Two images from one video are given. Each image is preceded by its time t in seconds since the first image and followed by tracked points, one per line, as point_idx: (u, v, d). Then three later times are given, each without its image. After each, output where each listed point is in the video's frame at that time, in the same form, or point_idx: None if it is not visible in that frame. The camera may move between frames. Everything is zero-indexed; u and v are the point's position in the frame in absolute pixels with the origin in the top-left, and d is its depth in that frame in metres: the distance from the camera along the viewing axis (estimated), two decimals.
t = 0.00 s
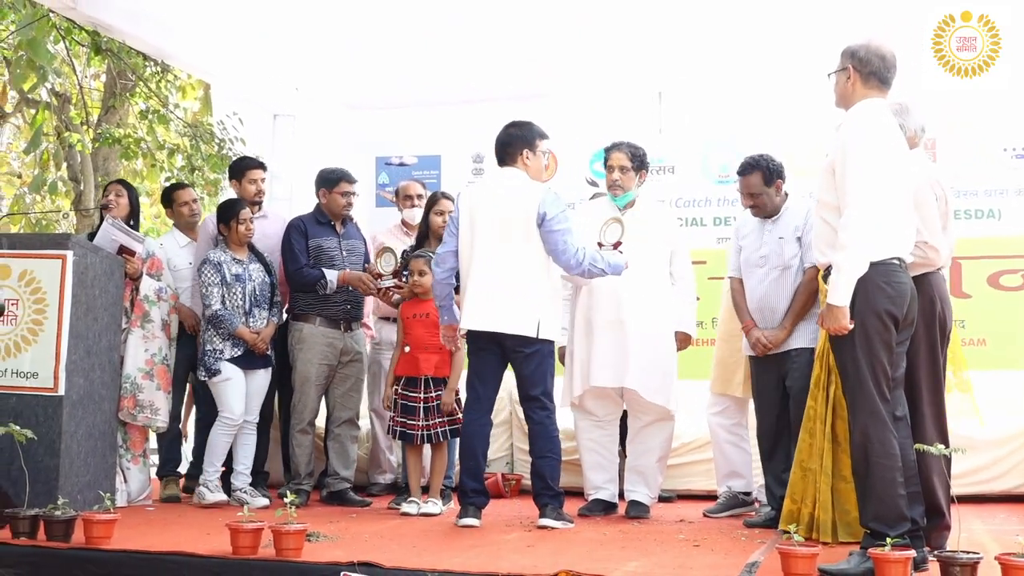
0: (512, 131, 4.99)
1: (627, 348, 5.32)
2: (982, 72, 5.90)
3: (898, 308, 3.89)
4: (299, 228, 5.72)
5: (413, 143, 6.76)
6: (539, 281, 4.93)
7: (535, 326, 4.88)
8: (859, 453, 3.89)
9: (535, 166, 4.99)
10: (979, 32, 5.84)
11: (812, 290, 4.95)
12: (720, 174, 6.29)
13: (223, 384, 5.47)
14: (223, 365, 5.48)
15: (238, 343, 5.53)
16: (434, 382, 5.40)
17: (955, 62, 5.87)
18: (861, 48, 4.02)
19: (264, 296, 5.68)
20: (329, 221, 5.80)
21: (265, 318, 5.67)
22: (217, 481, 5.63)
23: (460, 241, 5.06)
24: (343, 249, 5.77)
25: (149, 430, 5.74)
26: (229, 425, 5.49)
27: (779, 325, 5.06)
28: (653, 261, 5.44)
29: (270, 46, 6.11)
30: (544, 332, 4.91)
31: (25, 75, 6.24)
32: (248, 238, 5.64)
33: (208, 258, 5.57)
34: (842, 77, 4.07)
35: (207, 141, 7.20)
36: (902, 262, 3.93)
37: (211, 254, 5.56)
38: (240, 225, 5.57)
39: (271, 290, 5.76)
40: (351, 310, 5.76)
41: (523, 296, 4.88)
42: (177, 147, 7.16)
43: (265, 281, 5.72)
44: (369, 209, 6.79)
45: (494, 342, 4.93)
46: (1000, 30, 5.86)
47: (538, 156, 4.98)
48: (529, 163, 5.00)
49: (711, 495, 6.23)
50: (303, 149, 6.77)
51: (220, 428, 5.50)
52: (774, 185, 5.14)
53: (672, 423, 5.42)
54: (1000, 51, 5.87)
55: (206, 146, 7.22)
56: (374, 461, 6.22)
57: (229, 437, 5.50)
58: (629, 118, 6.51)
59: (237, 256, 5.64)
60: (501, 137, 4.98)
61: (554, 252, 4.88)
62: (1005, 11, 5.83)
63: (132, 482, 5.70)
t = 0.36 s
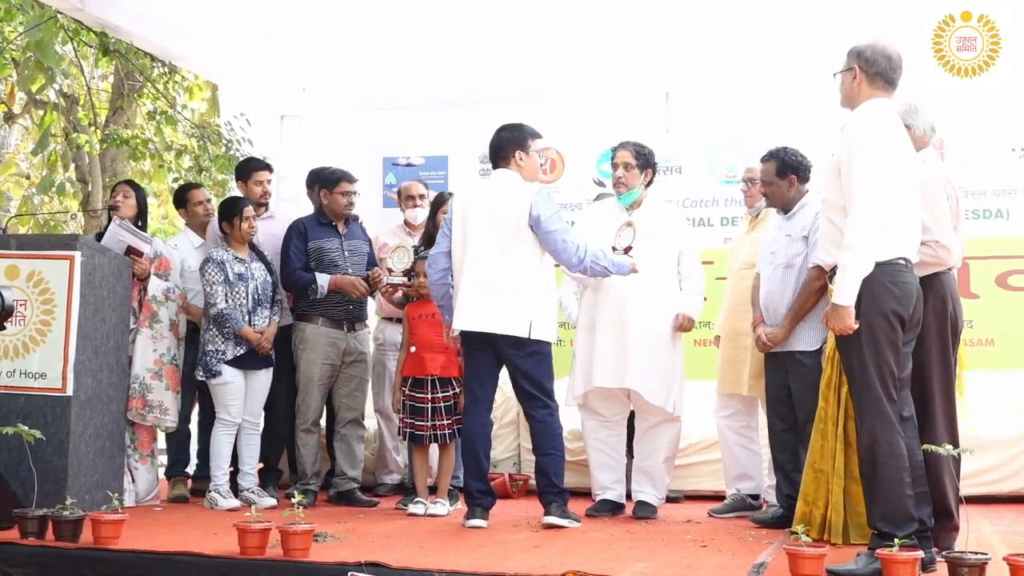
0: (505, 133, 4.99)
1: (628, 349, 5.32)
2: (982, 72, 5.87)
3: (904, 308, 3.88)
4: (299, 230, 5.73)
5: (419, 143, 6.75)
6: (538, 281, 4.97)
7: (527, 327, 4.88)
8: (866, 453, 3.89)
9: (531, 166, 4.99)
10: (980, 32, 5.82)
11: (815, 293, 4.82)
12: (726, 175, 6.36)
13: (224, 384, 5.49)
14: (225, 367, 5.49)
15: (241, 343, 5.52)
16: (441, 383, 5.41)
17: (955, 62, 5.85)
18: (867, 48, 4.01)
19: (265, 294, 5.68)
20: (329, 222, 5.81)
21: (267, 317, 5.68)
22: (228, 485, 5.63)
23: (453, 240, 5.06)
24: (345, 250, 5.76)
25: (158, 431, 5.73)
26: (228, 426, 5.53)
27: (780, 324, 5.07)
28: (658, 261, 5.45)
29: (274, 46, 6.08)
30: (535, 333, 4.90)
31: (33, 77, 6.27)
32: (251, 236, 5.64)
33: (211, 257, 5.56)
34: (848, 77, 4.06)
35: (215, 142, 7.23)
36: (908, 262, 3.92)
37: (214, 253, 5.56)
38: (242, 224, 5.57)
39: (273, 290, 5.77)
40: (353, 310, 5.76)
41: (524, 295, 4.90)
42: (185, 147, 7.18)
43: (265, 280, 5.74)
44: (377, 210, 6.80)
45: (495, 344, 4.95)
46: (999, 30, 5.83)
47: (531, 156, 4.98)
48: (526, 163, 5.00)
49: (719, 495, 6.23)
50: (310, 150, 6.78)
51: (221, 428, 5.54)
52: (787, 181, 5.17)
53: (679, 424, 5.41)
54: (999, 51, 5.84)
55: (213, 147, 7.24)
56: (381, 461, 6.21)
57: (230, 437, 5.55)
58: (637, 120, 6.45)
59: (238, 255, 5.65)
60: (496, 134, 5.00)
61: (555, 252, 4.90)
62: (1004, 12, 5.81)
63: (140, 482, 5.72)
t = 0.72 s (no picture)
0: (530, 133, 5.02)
1: (633, 349, 5.32)
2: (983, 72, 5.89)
3: (911, 308, 3.87)
4: (299, 232, 5.76)
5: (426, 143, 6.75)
6: (547, 281, 4.95)
7: (535, 327, 4.86)
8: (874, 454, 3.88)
9: (548, 167, 5.02)
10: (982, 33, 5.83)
11: (819, 292, 4.75)
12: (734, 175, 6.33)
13: (231, 385, 5.50)
14: (233, 368, 5.50)
15: (249, 343, 5.53)
16: (448, 383, 5.41)
17: (954, 62, 5.88)
18: (874, 47, 4.01)
19: (273, 293, 5.70)
20: (331, 221, 5.81)
21: (274, 317, 5.67)
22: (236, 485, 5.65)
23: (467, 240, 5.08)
24: (346, 250, 5.76)
25: (166, 431, 5.76)
26: (234, 426, 5.53)
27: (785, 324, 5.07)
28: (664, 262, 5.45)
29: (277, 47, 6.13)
30: (539, 331, 4.87)
31: (42, 78, 6.30)
32: (258, 236, 5.66)
33: (218, 257, 5.56)
34: (855, 77, 4.06)
35: (223, 142, 7.25)
36: (916, 262, 3.91)
37: (220, 253, 5.56)
38: (248, 224, 5.59)
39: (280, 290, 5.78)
40: (357, 310, 5.76)
41: (533, 294, 4.89)
42: (193, 148, 7.20)
43: (272, 279, 5.73)
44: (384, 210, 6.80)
45: (502, 344, 4.97)
46: (999, 30, 5.85)
47: (548, 159, 5.01)
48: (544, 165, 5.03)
49: (727, 496, 6.22)
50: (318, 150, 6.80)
51: (228, 428, 5.55)
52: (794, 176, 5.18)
53: (686, 424, 5.41)
54: (999, 51, 5.86)
55: (221, 147, 7.25)
56: (388, 461, 6.21)
57: (238, 437, 5.56)
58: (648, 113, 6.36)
59: (245, 255, 5.65)
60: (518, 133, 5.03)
61: (565, 253, 4.90)
62: (1003, 12, 5.85)
63: (149, 482, 5.73)
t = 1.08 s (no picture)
0: (552, 137, 5.08)
1: (637, 348, 5.34)
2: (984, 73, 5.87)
3: (913, 308, 3.86)
4: (295, 233, 5.75)
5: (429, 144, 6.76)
6: (559, 285, 4.98)
7: (543, 330, 4.87)
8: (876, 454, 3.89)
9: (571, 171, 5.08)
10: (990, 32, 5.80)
11: (816, 291, 4.74)
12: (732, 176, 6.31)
13: (235, 385, 5.52)
14: (237, 369, 5.51)
15: (251, 343, 5.53)
16: (449, 382, 5.39)
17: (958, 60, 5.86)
18: (871, 47, 4.00)
19: (276, 294, 5.69)
20: (327, 221, 5.81)
21: (278, 318, 5.66)
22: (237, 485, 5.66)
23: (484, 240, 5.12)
24: (342, 250, 5.77)
25: (167, 431, 5.76)
26: (234, 425, 5.55)
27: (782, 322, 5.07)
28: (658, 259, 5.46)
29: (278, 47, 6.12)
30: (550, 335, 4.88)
31: (44, 78, 6.32)
32: (260, 237, 5.66)
33: (222, 256, 5.57)
34: (854, 77, 4.06)
35: (225, 142, 7.26)
36: (918, 262, 3.90)
37: (222, 253, 5.57)
38: (251, 224, 5.60)
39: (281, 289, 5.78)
40: (354, 309, 5.75)
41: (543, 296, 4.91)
42: (194, 148, 7.21)
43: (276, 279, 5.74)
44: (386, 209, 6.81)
45: (505, 346, 4.99)
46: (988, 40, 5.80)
47: (571, 164, 5.07)
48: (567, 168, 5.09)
49: (728, 496, 6.23)
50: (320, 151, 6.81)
51: (228, 427, 5.57)
52: (795, 176, 5.18)
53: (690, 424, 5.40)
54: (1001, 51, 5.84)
55: (223, 147, 7.26)
56: (389, 460, 6.19)
57: (239, 437, 5.58)
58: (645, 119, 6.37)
59: (247, 255, 5.65)
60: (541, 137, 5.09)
61: (579, 259, 4.93)
62: (1003, 14, 5.77)
63: (150, 482, 5.73)
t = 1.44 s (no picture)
0: (547, 138, 5.05)
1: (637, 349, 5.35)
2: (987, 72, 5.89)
3: (912, 309, 3.86)
4: (291, 234, 5.74)
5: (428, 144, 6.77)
6: (554, 286, 4.99)
7: (538, 331, 4.87)
8: (876, 455, 3.89)
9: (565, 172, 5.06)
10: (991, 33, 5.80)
11: (813, 292, 4.79)
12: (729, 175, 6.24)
13: (231, 386, 5.51)
14: (233, 369, 5.51)
15: (246, 345, 5.53)
16: (448, 382, 5.41)
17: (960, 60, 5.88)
18: (869, 48, 4.00)
19: (272, 293, 5.71)
20: (323, 223, 5.80)
21: (274, 318, 5.68)
22: (236, 485, 5.66)
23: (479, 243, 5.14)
24: (338, 251, 5.75)
25: (166, 432, 5.76)
26: (232, 426, 5.56)
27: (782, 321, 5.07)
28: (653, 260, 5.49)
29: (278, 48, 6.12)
30: (546, 337, 4.88)
31: (43, 78, 6.33)
32: (256, 237, 5.66)
33: (217, 256, 5.56)
34: (852, 78, 4.06)
35: (224, 142, 7.25)
36: (917, 263, 3.90)
37: (219, 253, 5.57)
38: (248, 224, 5.59)
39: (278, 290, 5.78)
40: (351, 311, 5.74)
41: (541, 297, 4.91)
42: (193, 149, 7.21)
43: (273, 279, 5.75)
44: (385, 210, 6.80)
45: (503, 347, 4.99)
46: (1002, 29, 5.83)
47: (565, 165, 5.05)
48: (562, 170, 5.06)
49: (726, 496, 6.23)
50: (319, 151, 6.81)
51: (226, 428, 5.58)
52: (792, 178, 5.18)
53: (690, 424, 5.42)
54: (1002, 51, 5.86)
55: (222, 147, 7.27)
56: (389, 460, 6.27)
57: (236, 437, 5.58)
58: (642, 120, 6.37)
59: (245, 255, 5.66)
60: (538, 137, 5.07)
61: (575, 260, 4.96)
62: (1003, 12, 5.82)
63: (149, 483, 5.73)
